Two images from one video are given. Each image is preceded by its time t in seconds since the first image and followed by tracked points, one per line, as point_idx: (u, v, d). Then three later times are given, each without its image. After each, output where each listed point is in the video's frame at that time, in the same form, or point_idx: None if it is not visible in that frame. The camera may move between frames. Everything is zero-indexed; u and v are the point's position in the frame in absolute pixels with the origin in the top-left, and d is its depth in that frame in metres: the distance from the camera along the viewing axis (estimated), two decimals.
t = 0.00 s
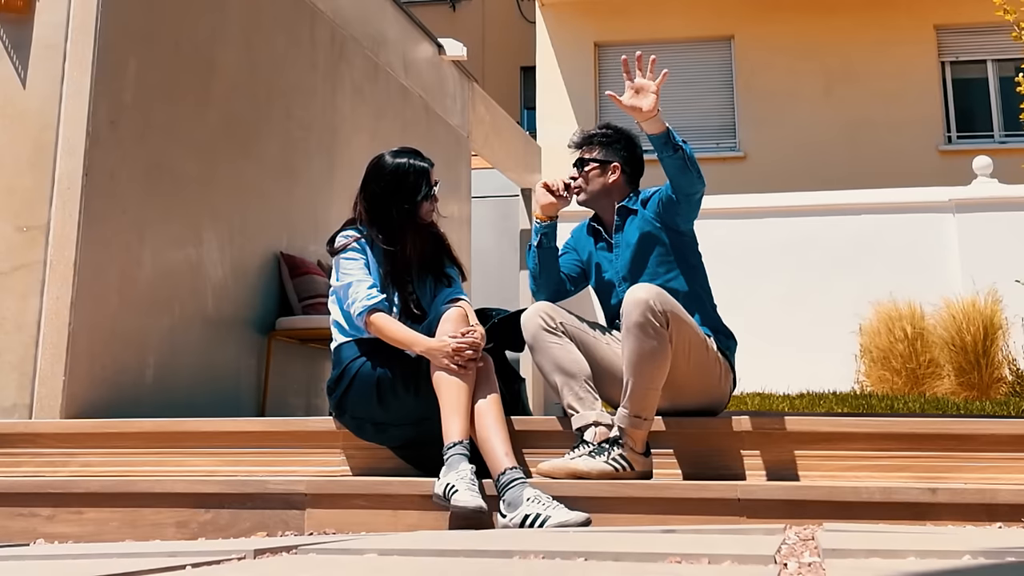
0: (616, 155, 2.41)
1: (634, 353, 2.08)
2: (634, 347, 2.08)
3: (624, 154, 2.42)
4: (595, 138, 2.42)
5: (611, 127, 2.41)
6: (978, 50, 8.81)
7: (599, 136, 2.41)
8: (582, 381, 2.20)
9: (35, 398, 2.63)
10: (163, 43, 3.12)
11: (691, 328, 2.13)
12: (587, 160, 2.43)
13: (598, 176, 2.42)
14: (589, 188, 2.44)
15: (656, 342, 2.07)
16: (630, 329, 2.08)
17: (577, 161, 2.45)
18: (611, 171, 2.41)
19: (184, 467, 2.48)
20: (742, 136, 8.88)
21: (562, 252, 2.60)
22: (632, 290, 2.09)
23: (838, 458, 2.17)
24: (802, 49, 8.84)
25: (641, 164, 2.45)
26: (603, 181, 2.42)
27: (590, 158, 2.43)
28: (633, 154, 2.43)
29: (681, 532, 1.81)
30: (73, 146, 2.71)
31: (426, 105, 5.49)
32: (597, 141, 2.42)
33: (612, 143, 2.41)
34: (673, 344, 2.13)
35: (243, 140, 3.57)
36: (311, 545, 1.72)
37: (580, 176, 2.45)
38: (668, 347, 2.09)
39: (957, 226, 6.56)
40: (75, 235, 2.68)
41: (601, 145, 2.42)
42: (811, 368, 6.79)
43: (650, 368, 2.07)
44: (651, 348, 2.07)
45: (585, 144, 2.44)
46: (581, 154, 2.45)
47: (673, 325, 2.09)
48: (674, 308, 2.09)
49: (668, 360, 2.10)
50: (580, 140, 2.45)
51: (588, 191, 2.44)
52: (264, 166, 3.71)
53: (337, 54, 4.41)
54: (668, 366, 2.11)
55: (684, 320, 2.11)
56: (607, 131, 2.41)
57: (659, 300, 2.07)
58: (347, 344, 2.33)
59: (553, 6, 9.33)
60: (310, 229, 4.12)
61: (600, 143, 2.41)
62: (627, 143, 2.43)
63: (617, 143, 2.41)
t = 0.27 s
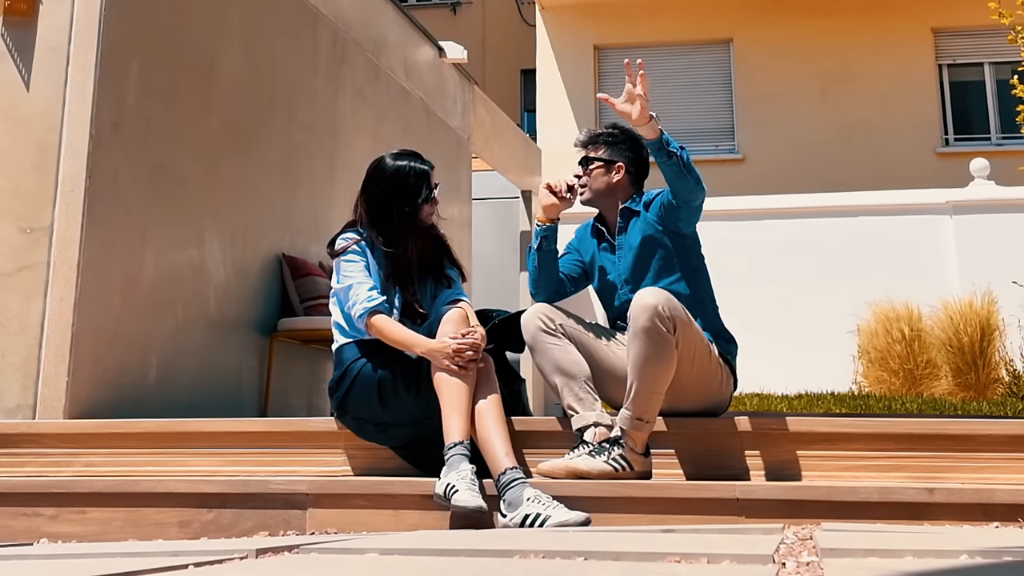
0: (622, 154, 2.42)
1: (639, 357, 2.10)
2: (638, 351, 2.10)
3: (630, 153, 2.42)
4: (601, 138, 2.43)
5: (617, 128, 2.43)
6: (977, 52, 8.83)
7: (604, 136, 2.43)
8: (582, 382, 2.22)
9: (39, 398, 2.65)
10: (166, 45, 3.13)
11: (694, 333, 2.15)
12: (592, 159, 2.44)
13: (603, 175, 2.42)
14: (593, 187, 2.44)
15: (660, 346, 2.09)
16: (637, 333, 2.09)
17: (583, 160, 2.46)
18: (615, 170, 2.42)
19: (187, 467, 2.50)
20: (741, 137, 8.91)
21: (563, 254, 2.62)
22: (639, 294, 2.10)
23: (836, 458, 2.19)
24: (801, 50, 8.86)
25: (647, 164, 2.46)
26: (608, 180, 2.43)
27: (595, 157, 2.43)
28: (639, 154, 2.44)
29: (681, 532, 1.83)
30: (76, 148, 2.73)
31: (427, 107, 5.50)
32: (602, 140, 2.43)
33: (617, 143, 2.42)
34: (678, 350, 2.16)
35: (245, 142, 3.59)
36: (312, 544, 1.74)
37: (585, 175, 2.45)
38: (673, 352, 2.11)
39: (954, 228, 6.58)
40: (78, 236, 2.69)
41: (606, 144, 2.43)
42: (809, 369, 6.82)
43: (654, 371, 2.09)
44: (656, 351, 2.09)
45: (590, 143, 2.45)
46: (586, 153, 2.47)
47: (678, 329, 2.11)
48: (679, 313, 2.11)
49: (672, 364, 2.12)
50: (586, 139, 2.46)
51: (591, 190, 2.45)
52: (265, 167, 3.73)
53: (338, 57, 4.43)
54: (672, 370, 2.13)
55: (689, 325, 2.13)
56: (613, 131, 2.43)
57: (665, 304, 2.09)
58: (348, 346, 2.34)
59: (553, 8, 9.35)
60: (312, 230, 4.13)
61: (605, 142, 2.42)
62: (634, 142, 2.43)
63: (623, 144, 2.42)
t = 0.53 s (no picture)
0: (616, 158, 2.45)
1: (637, 358, 2.12)
2: (637, 351, 2.11)
3: (624, 156, 2.45)
4: (596, 141, 2.44)
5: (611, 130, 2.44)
6: (975, 54, 8.84)
7: (600, 139, 2.44)
8: (582, 383, 2.24)
9: (42, 399, 2.67)
10: (168, 48, 3.15)
11: (692, 333, 2.17)
12: (587, 162, 2.46)
13: (597, 179, 2.46)
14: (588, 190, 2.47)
15: (659, 347, 2.11)
16: (636, 333, 2.11)
17: (578, 163, 2.48)
18: (609, 174, 2.45)
19: (189, 467, 2.52)
20: (739, 140, 8.93)
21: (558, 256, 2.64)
22: (638, 295, 2.12)
23: (834, 458, 2.21)
24: (800, 52, 8.88)
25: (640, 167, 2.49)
26: (603, 183, 2.45)
27: (590, 160, 2.46)
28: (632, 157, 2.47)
29: (680, 532, 1.85)
30: (79, 150, 2.75)
31: (428, 110, 5.52)
32: (598, 143, 2.44)
33: (612, 146, 2.44)
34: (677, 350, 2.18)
35: (247, 144, 3.61)
36: (314, 544, 1.76)
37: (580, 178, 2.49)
38: (672, 352, 2.13)
39: (951, 229, 6.59)
40: (82, 237, 2.71)
41: (601, 148, 2.44)
42: (807, 369, 6.83)
43: (653, 371, 2.11)
44: (654, 352, 2.11)
45: (586, 146, 2.45)
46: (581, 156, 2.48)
47: (677, 330, 2.13)
48: (678, 315, 2.12)
49: (671, 364, 2.14)
50: (581, 141, 2.46)
51: (587, 193, 2.47)
52: (267, 170, 3.75)
53: (340, 60, 4.45)
54: (670, 370, 2.15)
55: (687, 325, 2.15)
56: (606, 133, 2.44)
57: (664, 305, 2.10)
58: (349, 346, 2.36)
59: (553, 10, 9.37)
60: (313, 232, 4.15)
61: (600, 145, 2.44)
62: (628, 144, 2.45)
63: (618, 147, 2.44)
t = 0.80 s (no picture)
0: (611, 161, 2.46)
1: (630, 357, 2.14)
2: (630, 349, 2.14)
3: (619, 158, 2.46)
4: (590, 145, 2.46)
5: (605, 134, 2.46)
6: (975, 55, 8.85)
7: (594, 142, 2.46)
8: (581, 383, 2.26)
9: (46, 399, 2.69)
10: (170, 51, 3.17)
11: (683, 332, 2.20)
12: (582, 167, 2.47)
13: (594, 182, 2.47)
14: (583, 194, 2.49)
15: (652, 342, 2.14)
16: (627, 332, 2.14)
17: (572, 168, 2.49)
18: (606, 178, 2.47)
19: (191, 467, 2.54)
20: (738, 142, 8.95)
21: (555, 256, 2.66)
22: (627, 294, 2.15)
23: (832, 458, 2.23)
24: (800, 53, 8.90)
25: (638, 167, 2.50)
26: (600, 188, 2.47)
27: (584, 165, 2.47)
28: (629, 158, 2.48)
29: (678, 531, 1.86)
30: (82, 152, 2.77)
31: (429, 113, 5.54)
32: (592, 147, 2.46)
33: (606, 151, 2.46)
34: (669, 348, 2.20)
35: (249, 146, 3.63)
36: (316, 543, 1.78)
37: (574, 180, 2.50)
38: (664, 350, 2.15)
39: (949, 231, 6.61)
40: (85, 238, 2.73)
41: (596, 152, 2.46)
42: (805, 370, 6.85)
43: (648, 368, 2.13)
44: (648, 349, 2.13)
45: (580, 150, 2.48)
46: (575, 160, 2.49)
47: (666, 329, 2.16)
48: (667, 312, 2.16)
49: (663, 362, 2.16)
50: (574, 145, 2.49)
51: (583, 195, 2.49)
52: (269, 172, 3.77)
53: (341, 63, 4.46)
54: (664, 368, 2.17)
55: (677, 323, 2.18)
56: (600, 136, 2.46)
57: (653, 302, 2.14)
58: (350, 347, 2.38)
59: (553, 14, 9.40)
60: (314, 234, 4.17)
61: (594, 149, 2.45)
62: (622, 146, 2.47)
63: (613, 151, 2.46)
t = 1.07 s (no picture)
0: (615, 164, 2.45)
1: (615, 355, 2.19)
2: (614, 348, 2.19)
3: (623, 162, 2.45)
4: (595, 147, 2.44)
5: (612, 137, 2.44)
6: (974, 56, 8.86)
7: (599, 145, 2.44)
8: (582, 383, 2.28)
9: (49, 400, 2.71)
10: (173, 54, 3.19)
11: (671, 329, 2.23)
12: (586, 169, 2.47)
13: (596, 186, 2.47)
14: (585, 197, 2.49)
15: (634, 340, 2.19)
16: (609, 331, 2.20)
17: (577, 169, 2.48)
18: (610, 181, 2.46)
19: (194, 467, 2.56)
20: (736, 144, 8.97)
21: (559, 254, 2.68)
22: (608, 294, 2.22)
23: (831, 458, 2.25)
24: (799, 55, 8.92)
25: (641, 169, 2.50)
26: (602, 191, 2.47)
27: (587, 167, 2.46)
28: (632, 161, 2.47)
29: (677, 531, 1.88)
30: (85, 154, 2.79)
31: (430, 115, 5.56)
32: (596, 150, 2.44)
33: (612, 153, 2.44)
34: (656, 347, 2.24)
35: (251, 149, 3.65)
36: (317, 543, 1.80)
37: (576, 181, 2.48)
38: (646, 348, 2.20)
39: (946, 233, 6.63)
40: (88, 240, 2.75)
41: (600, 155, 2.45)
42: (804, 371, 6.88)
43: (632, 365, 2.18)
44: (631, 347, 2.18)
45: (583, 152, 2.46)
46: (579, 161, 2.48)
47: (651, 326, 2.20)
48: (651, 310, 2.20)
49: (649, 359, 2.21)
50: (579, 146, 2.47)
51: (585, 198, 2.50)
52: (271, 174, 3.79)
53: (342, 65, 4.48)
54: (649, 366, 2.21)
55: (664, 320, 2.22)
56: (606, 138, 2.43)
57: (632, 300, 2.19)
58: (351, 347, 2.41)
59: (553, 17, 9.43)
60: (316, 235, 4.20)
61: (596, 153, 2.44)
62: (626, 149, 2.45)
63: (618, 154, 2.44)
